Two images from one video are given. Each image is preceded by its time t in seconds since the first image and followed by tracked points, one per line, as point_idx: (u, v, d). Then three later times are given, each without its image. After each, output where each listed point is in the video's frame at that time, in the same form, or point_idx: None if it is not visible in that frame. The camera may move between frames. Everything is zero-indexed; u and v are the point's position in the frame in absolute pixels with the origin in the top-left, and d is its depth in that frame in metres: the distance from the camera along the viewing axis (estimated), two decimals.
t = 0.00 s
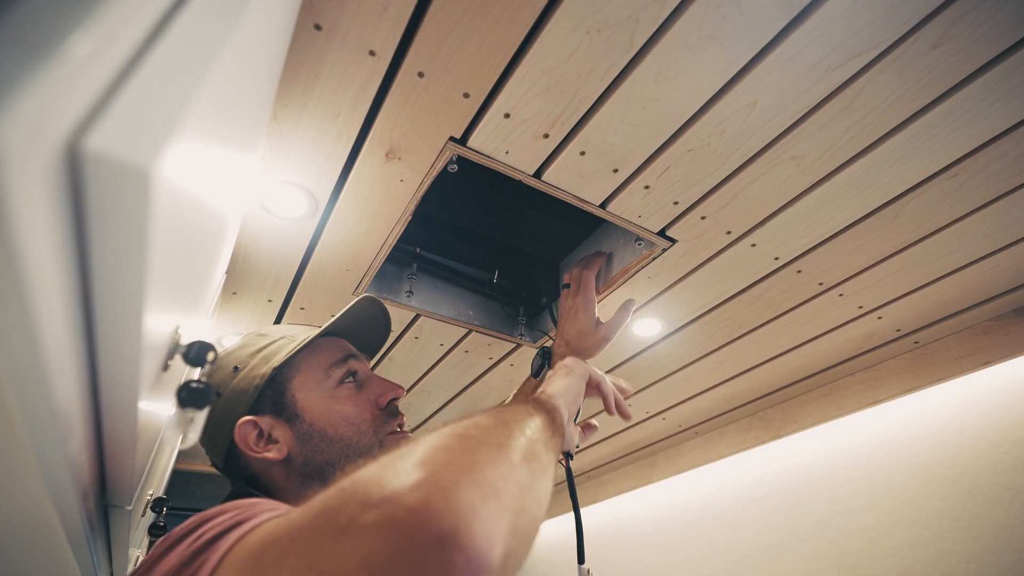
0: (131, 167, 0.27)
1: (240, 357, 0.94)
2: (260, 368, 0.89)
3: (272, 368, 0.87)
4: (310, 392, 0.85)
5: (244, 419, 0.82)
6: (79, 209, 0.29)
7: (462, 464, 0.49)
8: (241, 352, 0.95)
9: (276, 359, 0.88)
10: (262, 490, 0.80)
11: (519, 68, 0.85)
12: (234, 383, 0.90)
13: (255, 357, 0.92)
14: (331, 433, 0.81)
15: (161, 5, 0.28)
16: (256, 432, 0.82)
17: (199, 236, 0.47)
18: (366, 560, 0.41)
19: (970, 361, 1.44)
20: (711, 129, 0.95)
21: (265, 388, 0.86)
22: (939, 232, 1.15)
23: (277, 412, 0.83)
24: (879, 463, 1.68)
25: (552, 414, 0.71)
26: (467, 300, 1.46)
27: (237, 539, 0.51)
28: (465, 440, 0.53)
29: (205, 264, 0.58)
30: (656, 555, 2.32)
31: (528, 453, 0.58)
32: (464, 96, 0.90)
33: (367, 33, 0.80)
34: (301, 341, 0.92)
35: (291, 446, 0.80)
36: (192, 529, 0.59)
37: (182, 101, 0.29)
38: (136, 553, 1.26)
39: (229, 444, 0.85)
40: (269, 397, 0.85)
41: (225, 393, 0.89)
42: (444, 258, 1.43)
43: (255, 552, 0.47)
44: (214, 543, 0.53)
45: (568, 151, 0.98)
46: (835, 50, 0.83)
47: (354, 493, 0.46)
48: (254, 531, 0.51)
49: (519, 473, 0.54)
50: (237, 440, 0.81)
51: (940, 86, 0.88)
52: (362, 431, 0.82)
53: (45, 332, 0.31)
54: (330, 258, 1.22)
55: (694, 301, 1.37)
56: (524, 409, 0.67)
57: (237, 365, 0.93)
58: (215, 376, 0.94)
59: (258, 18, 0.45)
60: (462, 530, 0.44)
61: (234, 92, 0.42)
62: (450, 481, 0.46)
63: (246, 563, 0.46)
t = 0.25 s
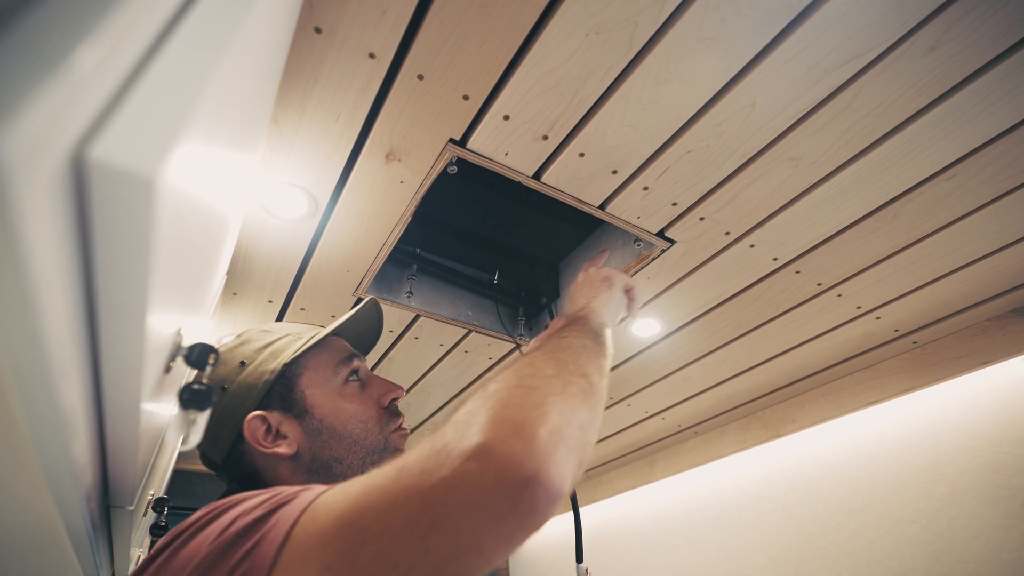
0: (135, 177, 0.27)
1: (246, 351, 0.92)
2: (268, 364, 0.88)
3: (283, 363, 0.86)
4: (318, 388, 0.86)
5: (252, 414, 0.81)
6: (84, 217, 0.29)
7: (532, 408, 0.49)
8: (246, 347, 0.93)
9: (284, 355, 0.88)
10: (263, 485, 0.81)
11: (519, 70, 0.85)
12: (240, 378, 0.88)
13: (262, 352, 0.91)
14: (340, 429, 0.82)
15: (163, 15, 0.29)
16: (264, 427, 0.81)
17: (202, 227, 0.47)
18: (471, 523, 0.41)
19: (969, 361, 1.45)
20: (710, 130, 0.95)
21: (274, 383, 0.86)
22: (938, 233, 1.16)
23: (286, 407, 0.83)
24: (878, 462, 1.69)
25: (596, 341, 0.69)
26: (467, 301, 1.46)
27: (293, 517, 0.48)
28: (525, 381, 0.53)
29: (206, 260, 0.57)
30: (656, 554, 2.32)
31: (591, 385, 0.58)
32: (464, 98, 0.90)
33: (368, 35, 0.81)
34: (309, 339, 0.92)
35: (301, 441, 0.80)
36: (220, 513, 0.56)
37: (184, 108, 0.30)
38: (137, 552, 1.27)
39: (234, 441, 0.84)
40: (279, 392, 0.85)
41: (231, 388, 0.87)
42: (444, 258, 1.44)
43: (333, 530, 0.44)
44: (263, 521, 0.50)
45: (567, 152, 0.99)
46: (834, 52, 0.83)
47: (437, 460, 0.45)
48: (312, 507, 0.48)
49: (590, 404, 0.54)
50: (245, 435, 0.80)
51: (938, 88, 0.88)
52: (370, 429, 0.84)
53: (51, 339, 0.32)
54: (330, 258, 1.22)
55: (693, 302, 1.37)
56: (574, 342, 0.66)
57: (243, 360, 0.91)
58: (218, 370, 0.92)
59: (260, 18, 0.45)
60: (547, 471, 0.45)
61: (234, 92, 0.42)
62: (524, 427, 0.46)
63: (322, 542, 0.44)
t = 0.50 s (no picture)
0: (138, 180, 0.28)
1: (250, 353, 0.92)
2: (274, 366, 0.88)
3: (288, 366, 0.88)
4: (323, 391, 0.88)
5: (258, 416, 0.82)
6: (87, 221, 0.29)
7: (585, 426, 0.58)
8: (249, 349, 0.93)
9: (289, 358, 0.89)
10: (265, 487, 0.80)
11: (519, 71, 0.86)
12: (244, 380, 0.87)
13: (266, 355, 0.91)
14: (345, 432, 0.85)
15: (167, 21, 0.29)
16: (270, 428, 0.82)
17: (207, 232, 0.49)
18: (549, 522, 0.50)
19: (968, 361, 1.45)
20: (710, 131, 0.95)
21: (280, 386, 0.87)
22: (938, 233, 1.16)
23: (291, 410, 0.85)
24: (877, 462, 1.69)
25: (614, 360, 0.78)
26: (467, 301, 1.46)
27: (367, 511, 0.52)
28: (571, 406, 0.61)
29: (207, 262, 0.57)
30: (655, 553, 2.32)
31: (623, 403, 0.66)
32: (464, 99, 0.90)
33: (368, 36, 0.81)
34: (313, 342, 0.94)
35: (307, 443, 0.82)
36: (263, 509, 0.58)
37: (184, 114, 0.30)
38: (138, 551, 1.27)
39: (238, 443, 0.83)
40: (284, 395, 0.86)
41: (235, 390, 0.87)
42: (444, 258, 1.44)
43: (418, 523, 0.49)
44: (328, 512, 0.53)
45: (567, 153, 0.99)
46: (833, 53, 0.83)
47: (513, 466, 0.53)
48: (385, 501, 0.53)
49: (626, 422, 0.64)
50: (252, 437, 0.81)
51: (937, 89, 0.89)
52: (372, 432, 0.87)
53: (56, 341, 0.32)
54: (330, 258, 1.23)
55: (693, 302, 1.38)
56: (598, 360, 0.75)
57: (247, 362, 0.91)
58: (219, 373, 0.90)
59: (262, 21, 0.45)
60: (603, 482, 0.55)
61: (237, 96, 0.43)
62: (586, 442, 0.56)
63: (409, 534, 0.49)
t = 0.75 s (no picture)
0: (138, 178, 0.28)
1: (257, 355, 0.90)
2: (284, 368, 0.88)
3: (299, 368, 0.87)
4: (330, 392, 0.89)
5: (268, 420, 0.82)
6: (87, 218, 0.29)
7: (581, 437, 0.58)
8: (255, 350, 0.91)
9: (299, 360, 0.89)
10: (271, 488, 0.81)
11: (519, 69, 0.86)
12: (252, 383, 0.86)
13: (273, 356, 0.90)
14: (352, 434, 0.87)
15: (168, 17, 0.29)
16: (279, 432, 0.82)
17: (206, 230, 0.48)
18: (577, 512, 0.53)
19: (969, 359, 1.45)
20: (710, 129, 0.95)
21: (290, 387, 0.86)
22: (938, 231, 1.16)
23: (300, 412, 0.85)
24: (878, 460, 1.69)
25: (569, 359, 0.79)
26: (467, 299, 1.46)
27: (406, 505, 0.54)
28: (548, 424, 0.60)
29: (205, 263, 0.57)
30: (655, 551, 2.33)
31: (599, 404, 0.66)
32: (464, 97, 0.90)
33: (368, 35, 0.81)
34: (320, 344, 0.93)
35: (317, 445, 0.83)
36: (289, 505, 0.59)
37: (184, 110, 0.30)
38: (139, 550, 1.27)
39: (246, 445, 0.83)
40: (293, 397, 0.86)
41: (243, 393, 0.85)
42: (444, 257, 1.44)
43: (457, 514, 0.52)
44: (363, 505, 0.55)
45: (567, 151, 0.99)
46: (834, 51, 0.83)
47: (541, 461, 0.55)
48: (421, 496, 0.55)
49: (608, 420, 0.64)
50: (262, 440, 0.80)
51: (938, 87, 0.89)
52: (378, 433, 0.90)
53: (55, 338, 0.32)
54: (331, 257, 1.23)
55: (693, 301, 1.38)
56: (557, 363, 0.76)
57: (254, 363, 0.89)
58: (225, 375, 0.88)
59: (262, 17, 0.45)
60: (615, 469, 0.57)
61: (237, 93, 0.43)
62: (591, 437, 0.59)
63: (450, 525, 0.52)
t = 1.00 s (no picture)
0: (138, 177, 0.28)
1: (253, 359, 0.90)
2: (279, 373, 0.88)
3: (292, 376, 0.87)
4: (325, 399, 0.88)
5: (261, 426, 0.83)
6: (87, 218, 0.29)
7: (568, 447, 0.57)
8: (251, 355, 0.92)
9: (293, 366, 0.89)
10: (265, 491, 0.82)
11: (519, 68, 0.85)
12: (247, 388, 0.86)
13: (269, 361, 0.90)
14: (345, 441, 0.87)
15: (166, 16, 0.29)
16: (271, 438, 0.83)
17: (205, 228, 0.48)
18: (567, 492, 0.54)
19: (968, 359, 1.45)
20: (710, 128, 0.95)
21: (283, 395, 0.87)
22: (938, 231, 1.16)
23: (293, 418, 0.85)
24: (877, 459, 1.69)
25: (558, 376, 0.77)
26: (466, 299, 1.47)
27: (405, 493, 0.55)
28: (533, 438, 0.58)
29: (204, 264, 0.57)
30: (655, 551, 2.33)
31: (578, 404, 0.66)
32: (463, 96, 0.90)
33: (368, 34, 0.81)
34: (316, 349, 0.93)
35: (308, 452, 0.83)
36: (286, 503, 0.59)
37: (183, 110, 0.30)
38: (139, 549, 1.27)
39: (241, 449, 0.84)
40: (287, 404, 0.86)
41: (238, 398, 0.86)
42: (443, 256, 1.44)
43: (454, 498, 0.53)
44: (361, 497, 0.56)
45: (567, 151, 0.99)
46: (834, 50, 0.83)
47: (531, 448, 0.57)
48: (418, 485, 0.56)
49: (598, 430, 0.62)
50: (254, 447, 0.82)
51: (938, 86, 0.88)
52: (372, 440, 0.89)
53: (55, 338, 0.32)
54: (330, 257, 1.23)
55: (693, 300, 1.38)
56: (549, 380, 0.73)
57: (249, 369, 0.89)
58: (221, 379, 0.89)
59: (261, 14, 0.45)
60: (603, 461, 0.58)
61: (236, 92, 0.43)
62: (580, 430, 0.59)
63: (448, 507, 0.53)
